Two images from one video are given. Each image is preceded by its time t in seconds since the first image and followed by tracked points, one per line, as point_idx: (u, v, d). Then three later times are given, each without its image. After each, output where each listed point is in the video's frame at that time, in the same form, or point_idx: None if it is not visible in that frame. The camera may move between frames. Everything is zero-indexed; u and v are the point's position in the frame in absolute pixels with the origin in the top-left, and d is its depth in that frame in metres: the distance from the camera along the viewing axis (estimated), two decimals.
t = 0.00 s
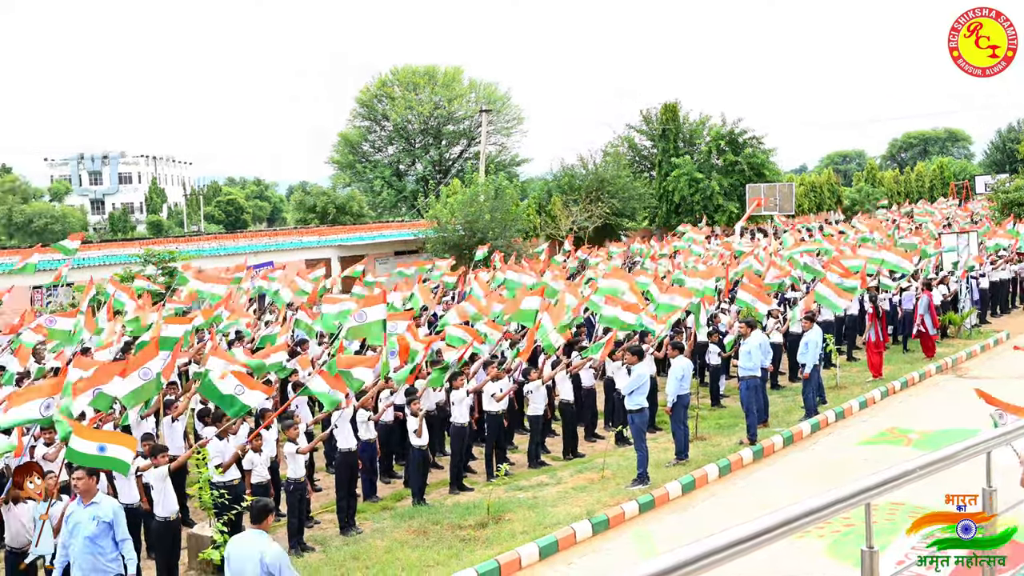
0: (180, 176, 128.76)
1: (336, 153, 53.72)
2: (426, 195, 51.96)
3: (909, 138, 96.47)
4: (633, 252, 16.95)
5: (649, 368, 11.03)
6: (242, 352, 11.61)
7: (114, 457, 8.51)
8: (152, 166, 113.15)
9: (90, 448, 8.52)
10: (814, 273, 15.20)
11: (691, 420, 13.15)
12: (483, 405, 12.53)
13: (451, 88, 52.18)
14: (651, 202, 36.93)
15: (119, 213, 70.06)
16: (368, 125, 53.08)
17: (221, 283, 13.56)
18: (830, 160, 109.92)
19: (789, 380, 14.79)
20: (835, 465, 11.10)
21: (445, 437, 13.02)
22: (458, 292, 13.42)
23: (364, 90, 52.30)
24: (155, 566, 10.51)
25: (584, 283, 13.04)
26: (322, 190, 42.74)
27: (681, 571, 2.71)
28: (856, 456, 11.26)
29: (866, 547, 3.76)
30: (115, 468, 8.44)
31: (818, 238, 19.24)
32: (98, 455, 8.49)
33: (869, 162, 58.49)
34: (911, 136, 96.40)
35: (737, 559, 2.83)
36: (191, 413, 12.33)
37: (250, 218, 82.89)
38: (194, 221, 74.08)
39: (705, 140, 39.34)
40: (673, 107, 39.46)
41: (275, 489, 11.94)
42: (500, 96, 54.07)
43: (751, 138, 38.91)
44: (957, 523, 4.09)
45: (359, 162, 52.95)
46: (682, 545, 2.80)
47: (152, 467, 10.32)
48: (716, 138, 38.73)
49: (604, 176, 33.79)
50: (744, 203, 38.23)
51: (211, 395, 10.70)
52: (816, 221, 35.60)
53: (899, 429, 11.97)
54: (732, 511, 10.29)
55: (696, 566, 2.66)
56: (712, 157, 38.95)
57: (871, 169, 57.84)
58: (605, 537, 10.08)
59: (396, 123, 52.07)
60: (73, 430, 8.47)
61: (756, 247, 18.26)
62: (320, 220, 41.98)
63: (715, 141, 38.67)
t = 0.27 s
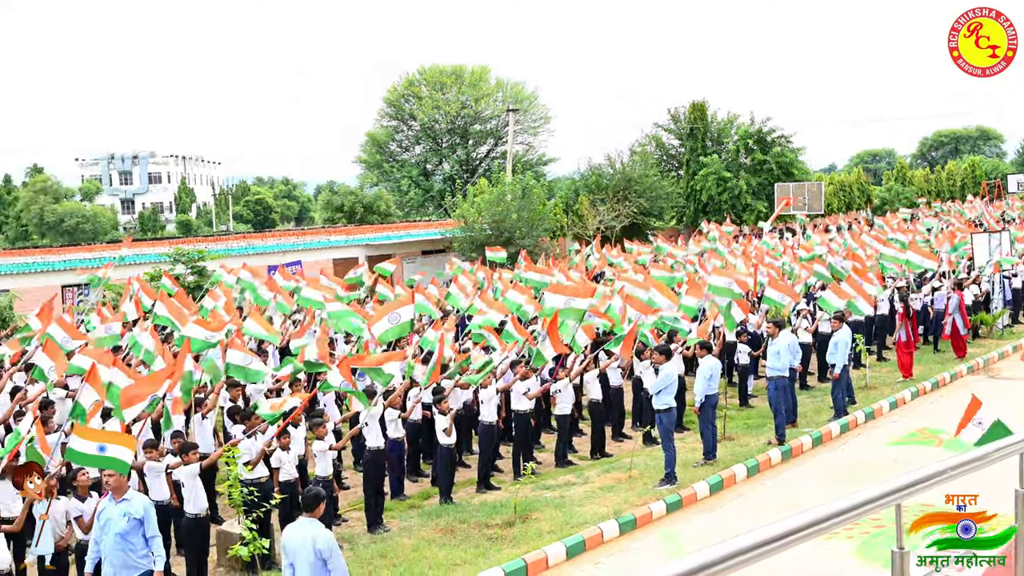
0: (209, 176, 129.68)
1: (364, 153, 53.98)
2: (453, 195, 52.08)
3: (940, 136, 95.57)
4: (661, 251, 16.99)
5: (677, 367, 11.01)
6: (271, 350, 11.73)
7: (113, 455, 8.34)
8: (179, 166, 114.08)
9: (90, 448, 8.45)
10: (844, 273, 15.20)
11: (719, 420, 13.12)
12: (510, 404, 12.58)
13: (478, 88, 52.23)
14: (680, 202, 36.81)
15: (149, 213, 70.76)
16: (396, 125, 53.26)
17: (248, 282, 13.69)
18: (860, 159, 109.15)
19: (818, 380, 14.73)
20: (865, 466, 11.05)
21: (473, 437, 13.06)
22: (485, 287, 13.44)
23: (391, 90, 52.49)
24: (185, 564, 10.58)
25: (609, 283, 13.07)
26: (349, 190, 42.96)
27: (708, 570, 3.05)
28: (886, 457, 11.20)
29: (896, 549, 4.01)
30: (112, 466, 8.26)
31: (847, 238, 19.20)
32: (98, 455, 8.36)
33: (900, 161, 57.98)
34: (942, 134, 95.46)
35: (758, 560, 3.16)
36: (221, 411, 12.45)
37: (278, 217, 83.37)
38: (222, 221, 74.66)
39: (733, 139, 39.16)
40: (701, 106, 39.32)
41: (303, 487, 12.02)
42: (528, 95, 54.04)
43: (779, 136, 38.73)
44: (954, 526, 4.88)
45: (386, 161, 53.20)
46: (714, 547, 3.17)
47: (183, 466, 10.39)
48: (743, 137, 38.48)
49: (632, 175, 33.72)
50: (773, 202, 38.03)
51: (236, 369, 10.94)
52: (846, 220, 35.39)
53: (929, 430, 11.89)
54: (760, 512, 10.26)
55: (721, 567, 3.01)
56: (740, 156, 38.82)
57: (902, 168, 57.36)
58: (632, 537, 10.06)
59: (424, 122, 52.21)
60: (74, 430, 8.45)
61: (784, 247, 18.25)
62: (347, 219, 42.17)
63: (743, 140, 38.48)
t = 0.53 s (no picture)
0: (235, 176, 130.54)
1: (389, 153, 54.21)
2: (478, 194, 52.18)
3: (968, 136, 94.99)
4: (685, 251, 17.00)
5: (703, 368, 10.97)
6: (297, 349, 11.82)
7: (114, 456, 8.57)
8: (204, 165, 114.88)
9: (90, 447, 8.59)
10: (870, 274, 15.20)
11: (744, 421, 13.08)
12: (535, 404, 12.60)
13: (504, 88, 52.27)
14: (705, 202, 36.72)
15: (176, 212, 71.34)
16: (421, 125, 53.42)
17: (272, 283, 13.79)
18: (887, 160, 108.55)
19: (845, 382, 14.65)
20: (891, 468, 10.97)
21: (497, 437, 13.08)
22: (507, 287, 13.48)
23: (417, 89, 52.66)
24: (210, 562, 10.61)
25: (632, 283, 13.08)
26: (374, 190, 43.13)
27: (735, 571, 3.00)
28: (913, 459, 11.13)
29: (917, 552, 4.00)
30: (114, 466, 8.49)
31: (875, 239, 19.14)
32: (98, 455, 8.54)
33: (928, 161, 57.61)
34: (971, 135, 94.70)
35: (788, 560, 3.09)
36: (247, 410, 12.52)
37: (303, 217, 83.76)
38: (248, 220, 75.13)
39: (759, 139, 39.01)
40: (727, 106, 39.21)
41: (328, 486, 12.06)
42: (553, 95, 54.02)
43: (806, 136, 38.69)
44: (958, 525, 4.47)
45: (411, 161, 53.40)
46: (739, 549, 3.10)
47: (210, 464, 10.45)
48: (770, 137, 38.54)
49: (657, 175, 33.62)
50: (799, 202, 37.88)
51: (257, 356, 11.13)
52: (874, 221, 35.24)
53: (957, 433, 11.80)
54: (786, 513, 10.20)
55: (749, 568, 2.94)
56: (767, 156, 38.80)
57: (929, 168, 56.97)
58: (656, 538, 10.02)
59: (449, 122, 52.32)
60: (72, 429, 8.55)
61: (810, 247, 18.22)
62: (372, 219, 42.33)
63: (769, 140, 38.50)
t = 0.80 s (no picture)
0: (264, 176, 131.26)
1: (415, 153, 54.45)
2: (504, 195, 52.27)
3: (998, 136, 94.19)
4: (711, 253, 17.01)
5: (729, 370, 10.94)
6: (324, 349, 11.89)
7: (115, 456, 8.46)
8: (228, 165, 115.70)
9: (90, 447, 8.46)
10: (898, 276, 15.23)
11: (771, 423, 13.04)
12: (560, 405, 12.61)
13: (530, 88, 52.26)
14: (732, 203, 36.59)
15: (205, 212, 71.96)
16: (448, 125, 53.60)
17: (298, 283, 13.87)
18: (916, 160, 107.82)
19: (872, 385, 14.58)
20: (919, 472, 10.90)
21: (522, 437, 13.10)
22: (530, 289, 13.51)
23: (444, 90, 52.82)
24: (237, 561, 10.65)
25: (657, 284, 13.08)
26: (400, 190, 43.31)
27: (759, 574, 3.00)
28: (942, 462, 11.05)
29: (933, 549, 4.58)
30: (116, 467, 8.40)
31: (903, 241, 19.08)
32: (98, 455, 8.42)
33: (959, 162, 57.11)
34: (1001, 135, 93.77)
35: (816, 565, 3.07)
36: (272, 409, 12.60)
37: (330, 216, 84.15)
38: (275, 220, 75.65)
39: (787, 140, 38.79)
40: (755, 107, 39.05)
41: (354, 485, 12.12)
42: (580, 95, 53.96)
43: (834, 137, 38.45)
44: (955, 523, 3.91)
45: (438, 161, 53.62)
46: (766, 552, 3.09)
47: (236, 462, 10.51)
48: (798, 137, 38.38)
49: (684, 175, 33.49)
50: (827, 203, 37.65)
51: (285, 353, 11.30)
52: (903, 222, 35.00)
53: (986, 436, 11.71)
54: (812, 516, 10.14)
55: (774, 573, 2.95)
56: (794, 156, 38.59)
57: (960, 168, 56.47)
58: (682, 540, 9.99)
59: (476, 122, 52.42)
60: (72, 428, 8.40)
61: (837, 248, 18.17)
62: (399, 219, 42.49)
63: (797, 140, 38.28)
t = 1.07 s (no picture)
0: (287, 176, 131.75)
1: (437, 153, 54.59)
2: (525, 195, 52.33)
3: (1023, 137, 93.51)
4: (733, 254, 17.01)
5: (751, 371, 10.90)
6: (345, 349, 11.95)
7: (114, 457, 8.45)
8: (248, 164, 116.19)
9: (90, 447, 8.49)
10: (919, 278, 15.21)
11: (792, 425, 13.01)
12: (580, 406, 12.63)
13: (552, 88, 52.25)
14: (754, 204, 36.48)
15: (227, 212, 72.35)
16: (470, 125, 53.68)
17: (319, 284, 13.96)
18: (939, 162, 107.29)
19: (895, 387, 14.54)
20: (942, 474, 10.84)
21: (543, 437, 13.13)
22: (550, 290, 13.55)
23: (466, 90, 52.90)
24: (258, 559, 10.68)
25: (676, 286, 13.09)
26: (421, 190, 43.42)
27: None
28: (965, 465, 11.00)
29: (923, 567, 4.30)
30: (114, 468, 8.38)
31: (928, 242, 18.99)
32: (98, 455, 8.44)
33: (984, 163, 56.71)
34: None
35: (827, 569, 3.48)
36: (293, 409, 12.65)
37: (351, 216, 84.36)
38: (297, 220, 75.94)
39: (810, 140, 38.60)
40: (778, 107, 38.93)
41: (374, 484, 12.16)
42: (602, 95, 53.90)
43: (858, 138, 38.18)
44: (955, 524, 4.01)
45: (460, 161, 53.72)
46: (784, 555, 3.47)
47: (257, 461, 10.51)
48: (821, 138, 38.13)
49: (706, 176, 33.36)
50: (850, 204, 37.46)
51: (304, 352, 11.24)
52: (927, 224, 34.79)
53: (1009, 440, 11.65)
54: (834, 518, 10.10)
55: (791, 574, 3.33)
56: (817, 157, 38.32)
57: (985, 169, 56.03)
58: (702, 542, 9.97)
59: (497, 122, 52.45)
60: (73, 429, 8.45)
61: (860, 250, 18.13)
62: (420, 219, 42.60)
63: (821, 141, 38.08)
